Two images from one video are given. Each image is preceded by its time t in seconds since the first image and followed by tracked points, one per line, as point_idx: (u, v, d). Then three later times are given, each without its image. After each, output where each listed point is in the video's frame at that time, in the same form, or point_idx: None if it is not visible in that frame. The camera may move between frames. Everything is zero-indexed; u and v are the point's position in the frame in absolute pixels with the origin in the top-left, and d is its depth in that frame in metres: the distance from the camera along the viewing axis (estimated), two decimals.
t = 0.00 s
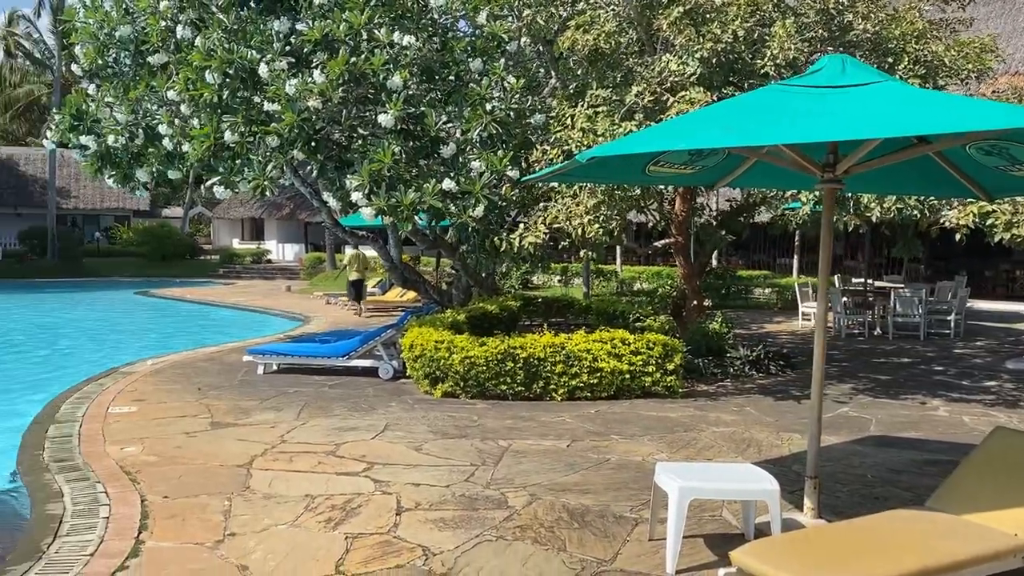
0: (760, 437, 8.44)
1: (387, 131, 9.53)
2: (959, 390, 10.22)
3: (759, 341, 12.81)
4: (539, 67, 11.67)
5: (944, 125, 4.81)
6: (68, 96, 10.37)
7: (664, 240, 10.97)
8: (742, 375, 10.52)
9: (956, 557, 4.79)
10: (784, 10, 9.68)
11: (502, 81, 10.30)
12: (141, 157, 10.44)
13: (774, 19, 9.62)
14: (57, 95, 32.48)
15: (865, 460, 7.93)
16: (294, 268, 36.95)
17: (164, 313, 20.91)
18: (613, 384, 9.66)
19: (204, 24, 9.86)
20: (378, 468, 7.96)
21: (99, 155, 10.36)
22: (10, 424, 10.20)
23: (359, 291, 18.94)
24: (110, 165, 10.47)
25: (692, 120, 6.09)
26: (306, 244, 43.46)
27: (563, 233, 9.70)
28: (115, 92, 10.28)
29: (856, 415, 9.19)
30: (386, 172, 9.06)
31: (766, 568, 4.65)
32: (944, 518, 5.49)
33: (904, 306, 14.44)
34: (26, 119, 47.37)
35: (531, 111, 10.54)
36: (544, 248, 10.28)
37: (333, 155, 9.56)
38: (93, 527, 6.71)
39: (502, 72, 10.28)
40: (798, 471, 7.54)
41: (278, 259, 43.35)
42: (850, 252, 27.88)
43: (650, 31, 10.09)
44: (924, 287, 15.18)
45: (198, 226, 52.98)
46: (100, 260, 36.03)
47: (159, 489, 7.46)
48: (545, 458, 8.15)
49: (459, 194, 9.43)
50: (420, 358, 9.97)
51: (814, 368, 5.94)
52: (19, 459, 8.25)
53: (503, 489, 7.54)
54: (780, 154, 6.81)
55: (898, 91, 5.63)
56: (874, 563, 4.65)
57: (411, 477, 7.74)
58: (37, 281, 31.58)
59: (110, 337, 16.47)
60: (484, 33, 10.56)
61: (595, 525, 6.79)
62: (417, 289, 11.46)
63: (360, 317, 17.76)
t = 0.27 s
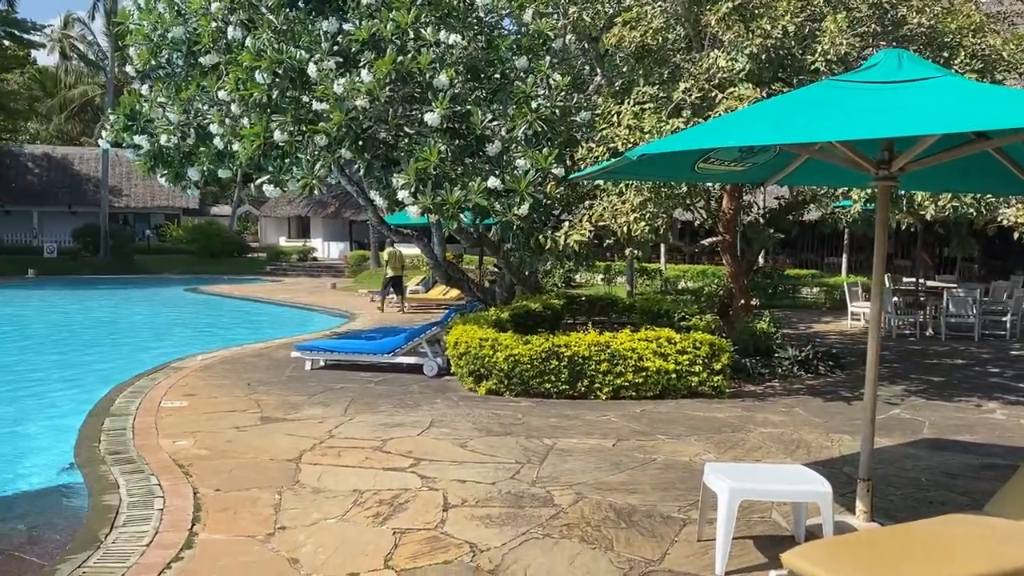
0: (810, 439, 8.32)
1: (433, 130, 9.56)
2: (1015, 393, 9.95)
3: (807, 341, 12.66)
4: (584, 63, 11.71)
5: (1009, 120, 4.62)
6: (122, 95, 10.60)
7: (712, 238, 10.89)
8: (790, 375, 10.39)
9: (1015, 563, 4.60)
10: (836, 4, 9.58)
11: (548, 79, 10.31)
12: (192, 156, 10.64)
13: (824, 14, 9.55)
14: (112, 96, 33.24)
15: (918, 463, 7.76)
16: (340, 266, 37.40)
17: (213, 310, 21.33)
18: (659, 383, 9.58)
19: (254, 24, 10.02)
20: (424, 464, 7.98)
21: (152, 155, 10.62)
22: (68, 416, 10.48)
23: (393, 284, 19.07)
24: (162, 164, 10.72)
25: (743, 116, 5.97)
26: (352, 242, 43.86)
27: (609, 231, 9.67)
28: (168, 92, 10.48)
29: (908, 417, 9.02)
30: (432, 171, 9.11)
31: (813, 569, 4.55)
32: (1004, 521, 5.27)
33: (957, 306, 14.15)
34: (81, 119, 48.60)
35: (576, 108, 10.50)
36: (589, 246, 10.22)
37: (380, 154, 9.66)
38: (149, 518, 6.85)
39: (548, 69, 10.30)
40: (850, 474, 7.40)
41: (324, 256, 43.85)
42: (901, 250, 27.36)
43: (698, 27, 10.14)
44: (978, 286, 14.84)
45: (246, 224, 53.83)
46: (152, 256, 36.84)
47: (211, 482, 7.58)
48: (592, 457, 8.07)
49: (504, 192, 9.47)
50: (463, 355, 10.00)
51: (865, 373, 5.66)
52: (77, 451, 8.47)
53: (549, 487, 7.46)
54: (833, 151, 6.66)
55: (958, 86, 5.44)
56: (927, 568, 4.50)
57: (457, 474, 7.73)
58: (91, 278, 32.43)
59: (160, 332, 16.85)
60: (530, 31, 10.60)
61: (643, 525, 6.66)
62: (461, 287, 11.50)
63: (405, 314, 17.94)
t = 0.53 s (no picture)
0: (860, 441, 8.18)
1: (478, 128, 9.56)
2: None
3: (856, 341, 12.47)
4: (629, 60, 11.71)
5: None
6: (174, 96, 10.84)
7: (759, 237, 10.78)
8: (839, 376, 10.24)
9: None
10: None
11: (593, 76, 10.29)
12: (241, 156, 10.80)
13: (876, 8, 9.39)
14: (163, 96, 33.99)
15: (973, 467, 7.59)
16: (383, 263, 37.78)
17: (260, 307, 21.70)
18: (705, 382, 9.51)
19: (302, 25, 10.15)
20: (469, 461, 8.00)
21: (203, 154, 10.83)
22: (121, 409, 10.74)
23: (427, 282, 19.35)
24: (213, 163, 10.91)
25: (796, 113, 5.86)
26: (395, 240, 44.26)
27: (654, 229, 9.59)
28: (219, 93, 10.67)
29: (962, 419, 8.83)
30: (477, 169, 9.14)
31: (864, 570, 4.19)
32: None
33: (1014, 306, 13.82)
34: (133, 119, 49.78)
35: (622, 105, 10.47)
36: (635, 243, 10.15)
37: (427, 153, 9.72)
38: (201, 511, 6.98)
39: (593, 67, 10.30)
40: (903, 477, 7.26)
41: (368, 254, 44.33)
42: (954, 249, 26.74)
43: (745, 23, 10.05)
44: None
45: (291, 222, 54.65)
46: (201, 253, 37.62)
47: (261, 476, 7.70)
48: (637, 457, 8.02)
49: (549, 190, 9.47)
50: (508, 352, 10.04)
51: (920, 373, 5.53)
52: (131, 444, 8.67)
53: (594, 486, 7.40)
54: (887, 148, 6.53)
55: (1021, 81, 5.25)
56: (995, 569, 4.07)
57: (503, 471, 7.73)
58: (142, 274, 33.24)
59: (209, 328, 17.19)
60: (576, 28, 10.63)
61: (690, 525, 6.57)
62: (505, 285, 11.54)
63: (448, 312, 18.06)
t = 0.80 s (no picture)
0: (910, 442, 8.01)
1: (521, 125, 9.58)
2: None
3: (907, 341, 12.25)
4: (674, 56, 11.68)
5: None
6: (223, 95, 11.09)
7: (807, 234, 10.63)
8: (888, 376, 10.05)
9: None
10: None
11: (638, 73, 10.30)
12: (288, 154, 10.95)
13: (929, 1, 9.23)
14: (210, 95, 34.62)
15: None
16: (425, 260, 38.05)
17: (305, 303, 22.02)
18: (751, 382, 9.41)
19: (347, 25, 10.28)
20: (512, 458, 8.00)
21: (251, 153, 11.01)
22: (171, 403, 11.00)
23: (462, 277, 19.75)
24: (260, 162, 11.07)
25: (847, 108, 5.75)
26: (438, 237, 44.54)
27: (700, 226, 9.54)
28: (266, 92, 10.89)
29: (1017, 422, 8.60)
30: (520, 167, 9.14)
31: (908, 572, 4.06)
32: None
33: None
34: (182, 118, 50.84)
35: (667, 102, 10.44)
36: (679, 241, 10.07)
37: (470, 150, 9.73)
38: (249, 504, 7.11)
39: (638, 64, 10.29)
40: (956, 480, 7.10)
41: (410, 250, 44.67)
42: (1009, 248, 26.03)
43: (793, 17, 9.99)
44: None
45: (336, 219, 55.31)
46: (247, 250, 38.29)
47: (307, 470, 7.82)
48: (681, 456, 7.96)
49: (592, 187, 9.45)
50: (550, 350, 10.03)
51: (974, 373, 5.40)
52: (181, 438, 8.86)
53: (638, 485, 7.37)
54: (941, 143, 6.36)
55: None
56: None
57: (546, 469, 7.72)
58: (191, 270, 33.97)
59: (255, 323, 17.49)
60: (620, 25, 10.74)
61: (735, 526, 6.48)
62: (547, 283, 11.55)
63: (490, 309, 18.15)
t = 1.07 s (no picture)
0: (960, 443, 7.83)
1: (564, 121, 9.58)
2: None
3: (958, 339, 11.98)
4: (718, 50, 11.57)
5: None
6: (269, 94, 11.22)
7: (853, 231, 10.47)
8: (938, 376, 9.84)
9: None
10: None
11: (682, 67, 10.20)
12: (332, 152, 11.08)
13: None
14: (256, 94, 35.14)
15: None
16: (466, 257, 38.22)
17: (347, 298, 22.26)
18: (796, 381, 9.30)
19: (390, 22, 10.32)
20: (553, 455, 8.00)
21: (296, 151, 11.13)
22: (217, 396, 11.22)
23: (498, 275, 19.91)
24: (305, 160, 11.22)
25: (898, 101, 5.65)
26: (478, 234, 44.72)
27: (744, 222, 9.47)
28: (310, 90, 11.00)
29: None
30: (562, 163, 9.10)
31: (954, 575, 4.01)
32: None
33: None
34: (229, 117, 51.74)
35: (712, 97, 10.38)
36: (723, 238, 10.00)
37: (512, 147, 9.76)
38: (294, 496, 7.22)
39: (682, 58, 10.19)
40: (1009, 483, 6.91)
41: (451, 247, 44.86)
42: None
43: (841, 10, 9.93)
44: None
45: (378, 215, 55.77)
46: (291, 246, 38.83)
47: (350, 463, 7.91)
48: (724, 455, 7.88)
49: (635, 183, 9.39)
50: (591, 347, 10.01)
51: None
52: (227, 430, 9.03)
53: (680, 483, 7.31)
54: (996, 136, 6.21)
55: None
56: None
57: (587, 466, 7.70)
58: (236, 267, 34.57)
59: (298, 318, 17.74)
60: (662, 19, 10.58)
61: (779, 526, 6.39)
62: (588, 279, 11.55)
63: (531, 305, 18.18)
